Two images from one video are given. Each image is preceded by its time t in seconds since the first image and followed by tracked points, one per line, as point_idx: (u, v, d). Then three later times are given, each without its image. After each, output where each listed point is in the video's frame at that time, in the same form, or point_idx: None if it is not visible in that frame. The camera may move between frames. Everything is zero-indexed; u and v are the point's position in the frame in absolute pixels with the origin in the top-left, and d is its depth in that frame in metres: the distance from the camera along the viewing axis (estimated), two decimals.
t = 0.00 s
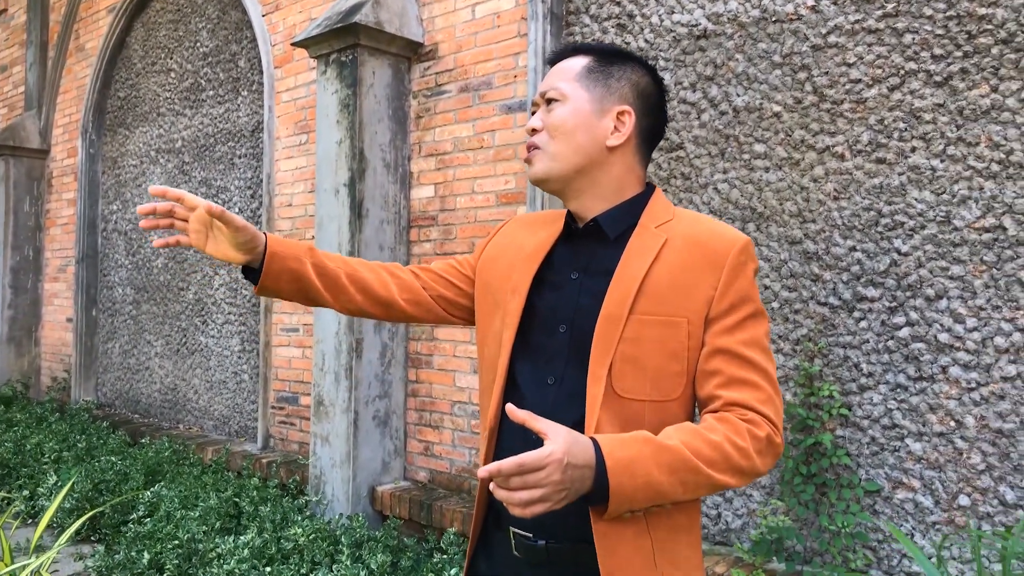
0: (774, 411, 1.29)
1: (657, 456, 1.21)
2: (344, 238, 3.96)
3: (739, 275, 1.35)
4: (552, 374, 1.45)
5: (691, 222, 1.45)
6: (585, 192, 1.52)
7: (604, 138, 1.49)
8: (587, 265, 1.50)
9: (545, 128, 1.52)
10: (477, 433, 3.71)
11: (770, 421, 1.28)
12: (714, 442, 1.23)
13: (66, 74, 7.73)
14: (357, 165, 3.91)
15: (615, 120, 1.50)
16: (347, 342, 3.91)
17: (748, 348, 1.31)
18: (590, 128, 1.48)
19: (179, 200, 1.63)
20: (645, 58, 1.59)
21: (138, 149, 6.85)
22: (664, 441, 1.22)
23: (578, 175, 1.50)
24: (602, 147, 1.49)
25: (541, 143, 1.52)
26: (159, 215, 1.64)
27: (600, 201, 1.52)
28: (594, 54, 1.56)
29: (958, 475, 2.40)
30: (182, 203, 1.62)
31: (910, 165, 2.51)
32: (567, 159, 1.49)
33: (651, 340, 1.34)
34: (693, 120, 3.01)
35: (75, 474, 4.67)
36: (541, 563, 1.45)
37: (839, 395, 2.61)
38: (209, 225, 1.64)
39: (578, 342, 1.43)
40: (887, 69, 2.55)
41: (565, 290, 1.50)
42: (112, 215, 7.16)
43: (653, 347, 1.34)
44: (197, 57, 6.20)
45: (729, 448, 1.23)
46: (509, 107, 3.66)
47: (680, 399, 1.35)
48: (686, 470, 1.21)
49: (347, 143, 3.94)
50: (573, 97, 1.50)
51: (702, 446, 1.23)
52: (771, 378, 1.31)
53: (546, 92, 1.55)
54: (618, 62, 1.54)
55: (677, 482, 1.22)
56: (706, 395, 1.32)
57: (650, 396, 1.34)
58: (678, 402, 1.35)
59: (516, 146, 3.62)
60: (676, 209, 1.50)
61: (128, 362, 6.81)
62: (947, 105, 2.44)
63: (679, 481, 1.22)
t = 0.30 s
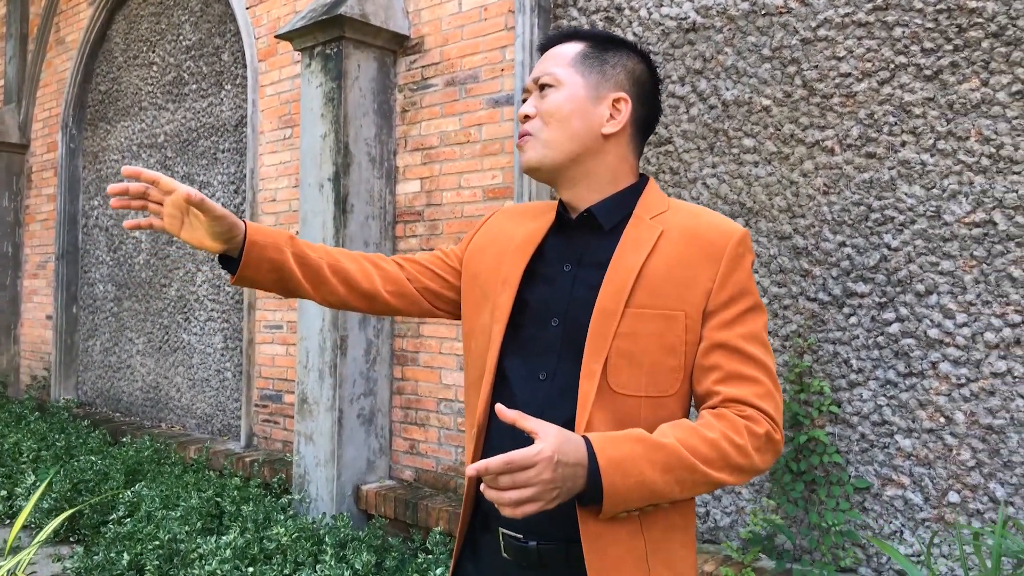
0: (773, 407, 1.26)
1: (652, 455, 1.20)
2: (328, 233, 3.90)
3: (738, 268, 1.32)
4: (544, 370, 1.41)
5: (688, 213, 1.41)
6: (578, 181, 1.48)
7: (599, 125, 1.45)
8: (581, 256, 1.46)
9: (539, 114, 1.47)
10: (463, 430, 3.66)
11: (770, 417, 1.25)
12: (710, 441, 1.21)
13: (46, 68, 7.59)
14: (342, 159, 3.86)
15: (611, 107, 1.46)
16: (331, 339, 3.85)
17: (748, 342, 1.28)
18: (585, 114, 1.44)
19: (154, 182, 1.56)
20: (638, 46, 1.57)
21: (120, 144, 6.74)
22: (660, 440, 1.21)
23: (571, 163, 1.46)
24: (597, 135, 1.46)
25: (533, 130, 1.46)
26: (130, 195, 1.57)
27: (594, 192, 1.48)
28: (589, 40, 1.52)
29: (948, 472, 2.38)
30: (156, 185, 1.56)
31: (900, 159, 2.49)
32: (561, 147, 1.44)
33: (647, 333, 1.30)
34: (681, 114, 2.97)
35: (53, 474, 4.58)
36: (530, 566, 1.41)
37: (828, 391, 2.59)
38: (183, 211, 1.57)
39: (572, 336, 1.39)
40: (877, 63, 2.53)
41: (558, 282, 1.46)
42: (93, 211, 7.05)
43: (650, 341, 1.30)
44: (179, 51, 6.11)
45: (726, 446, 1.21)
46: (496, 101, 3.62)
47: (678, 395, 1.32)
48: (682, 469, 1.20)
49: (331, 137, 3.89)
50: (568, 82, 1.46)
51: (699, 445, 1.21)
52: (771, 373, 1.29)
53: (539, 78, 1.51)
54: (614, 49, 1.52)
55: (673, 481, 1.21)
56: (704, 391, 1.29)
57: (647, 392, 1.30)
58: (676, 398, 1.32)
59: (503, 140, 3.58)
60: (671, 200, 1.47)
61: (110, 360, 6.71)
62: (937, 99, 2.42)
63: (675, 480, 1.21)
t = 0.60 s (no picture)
0: (770, 406, 1.26)
1: (647, 458, 1.20)
2: (311, 230, 3.85)
3: (735, 267, 1.31)
4: (538, 369, 1.38)
5: (683, 210, 1.40)
6: (573, 175, 1.45)
7: (596, 118, 1.43)
8: (574, 254, 1.43)
9: (534, 105, 1.44)
10: (448, 430, 3.63)
11: (767, 416, 1.25)
12: (707, 442, 1.21)
13: (23, 62, 7.46)
14: (325, 155, 3.81)
15: (608, 100, 1.44)
16: (314, 338, 3.81)
17: (745, 341, 1.27)
18: (581, 107, 1.42)
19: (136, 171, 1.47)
20: (632, 40, 1.55)
21: (98, 140, 6.63)
22: (655, 442, 1.21)
23: (567, 156, 1.43)
24: (593, 128, 1.43)
25: (528, 121, 1.43)
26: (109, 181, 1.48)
27: (588, 186, 1.45)
28: (585, 32, 1.50)
29: (934, 470, 2.38)
30: (139, 176, 1.46)
31: (886, 157, 2.49)
32: (557, 139, 1.41)
33: (644, 332, 1.28)
34: (668, 112, 2.96)
35: (29, 475, 4.50)
36: (522, 570, 1.38)
37: (815, 389, 2.59)
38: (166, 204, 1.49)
39: (567, 335, 1.37)
40: (863, 60, 2.53)
41: (552, 278, 1.43)
42: (71, 207, 6.93)
43: (647, 340, 1.28)
44: (159, 45, 6.02)
45: (723, 447, 1.21)
46: (481, 97, 3.58)
47: (674, 393, 1.31)
48: (677, 470, 1.20)
49: (314, 133, 3.84)
50: (564, 74, 1.44)
51: (695, 446, 1.21)
52: (768, 372, 1.28)
53: (534, 69, 1.48)
54: (610, 42, 1.50)
55: (668, 483, 1.20)
56: (702, 390, 1.28)
57: (644, 392, 1.28)
58: (673, 397, 1.31)
59: (488, 137, 3.54)
60: (666, 196, 1.45)
61: (88, 359, 6.60)
62: (923, 97, 2.42)
63: (671, 481, 1.21)
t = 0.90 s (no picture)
0: (771, 408, 1.24)
1: (644, 461, 1.18)
2: (303, 229, 3.82)
3: (736, 267, 1.29)
4: (535, 370, 1.36)
5: (682, 209, 1.38)
6: (571, 171, 1.42)
7: (596, 114, 1.41)
8: (573, 253, 1.41)
9: (533, 98, 1.41)
10: (442, 430, 3.60)
11: (767, 419, 1.23)
12: (705, 445, 1.19)
13: (11, 59, 7.38)
14: (317, 153, 3.78)
15: (609, 97, 1.43)
16: (306, 337, 3.78)
17: (746, 343, 1.26)
18: (582, 102, 1.40)
19: (129, 170, 1.42)
20: (634, 38, 1.54)
21: (88, 138, 6.57)
22: (652, 445, 1.19)
23: (566, 152, 1.40)
24: (593, 125, 1.41)
25: (527, 114, 1.41)
26: (101, 179, 1.43)
27: (587, 183, 1.43)
28: (587, 27, 1.48)
29: (929, 470, 2.38)
30: (132, 175, 1.42)
31: (882, 156, 2.48)
32: (556, 133, 1.39)
33: (644, 334, 1.27)
34: (663, 110, 2.95)
35: (17, 476, 4.45)
36: (520, 575, 1.37)
37: (810, 389, 2.59)
38: (158, 206, 1.45)
39: (565, 336, 1.35)
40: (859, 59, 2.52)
41: (550, 278, 1.41)
42: (60, 206, 6.87)
43: (647, 342, 1.26)
44: (149, 42, 5.96)
45: (721, 450, 1.19)
46: (475, 95, 3.56)
47: (674, 395, 1.29)
48: (674, 473, 1.18)
49: (306, 131, 3.81)
50: (567, 67, 1.42)
51: (693, 449, 1.19)
52: (768, 373, 1.27)
53: (534, 62, 1.45)
54: (612, 40, 1.48)
55: (665, 486, 1.19)
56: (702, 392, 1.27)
57: (644, 394, 1.27)
58: (672, 399, 1.29)
59: (482, 135, 3.52)
60: (665, 196, 1.44)
61: (78, 358, 6.54)
62: (919, 96, 2.41)
63: (668, 485, 1.19)
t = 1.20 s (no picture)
0: (768, 410, 1.22)
1: (638, 462, 1.16)
2: (292, 227, 3.79)
3: (735, 266, 1.27)
4: (531, 371, 1.34)
5: (680, 206, 1.36)
6: (568, 167, 1.41)
7: (595, 110, 1.39)
8: (570, 252, 1.39)
9: (531, 92, 1.38)
10: (432, 429, 3.58)
11: (765, 420, 1.22)
12: (700, 447, 1.18)
13: None
14: (307, 151, 3.75)
15: (608, 93, 1.41)
16: (295, 337, 3.74)
17: (744, 343, 1.24)
18: (581, 98, 1.38)
19: (123, 170, 1.39)
20: (633, 32, 1.52)
21: (74, 135, 6.50)
22: (647, 447, 1.17)
23: (563, 148, 1.38)
24: (592, 121, 1.39)
25: (525, 108, 1.38)
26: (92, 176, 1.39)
27: (583, 180, 1.41)
28: (586, 19, 1.46)
29: (922, 469, 2.37)
30: (127, 175, 1.38)
31: (876, 154, 2.47)
32: (553, 128, 1.36)
33: (641, 334, 1.25)
34: (656, 108, 2.93)
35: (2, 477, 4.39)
36: None
37: (803, 388, 2.58)
38: (153, 207, 1.42)
39: (561, 336, 1.33)
40: (853, 57, 2.51)
41: (547, 277, 1.39)
42: (46, 204, 6.79)
43: (644, 342, 1.25)
44: (136, 38, 5.90)
45: (717, 451, 1.18)
46: (466, 92, 3.54)
47: (671, 397, 1.28)
48: (668, 475, 1.16)
49: (295, 128, 3.77)
50: (565, 61, 1.39)
51: (688, 451, 1.18)
52: (766, 374, 1.25)
53: (531, 55, 1.42)
54: (611, 34, 1.46)
55: (660, 487, 1.17)
56: (700, 393, 1.25)
57: (641, 395, 1.25)
58: (670, 401, 1.27)
59: (474, 133, 3.50)
60: (663, 193, 1.42)
61: (64, 358, 6.47)
62: (913, 94, 2.41)
63: (663, 486, 1.17)
